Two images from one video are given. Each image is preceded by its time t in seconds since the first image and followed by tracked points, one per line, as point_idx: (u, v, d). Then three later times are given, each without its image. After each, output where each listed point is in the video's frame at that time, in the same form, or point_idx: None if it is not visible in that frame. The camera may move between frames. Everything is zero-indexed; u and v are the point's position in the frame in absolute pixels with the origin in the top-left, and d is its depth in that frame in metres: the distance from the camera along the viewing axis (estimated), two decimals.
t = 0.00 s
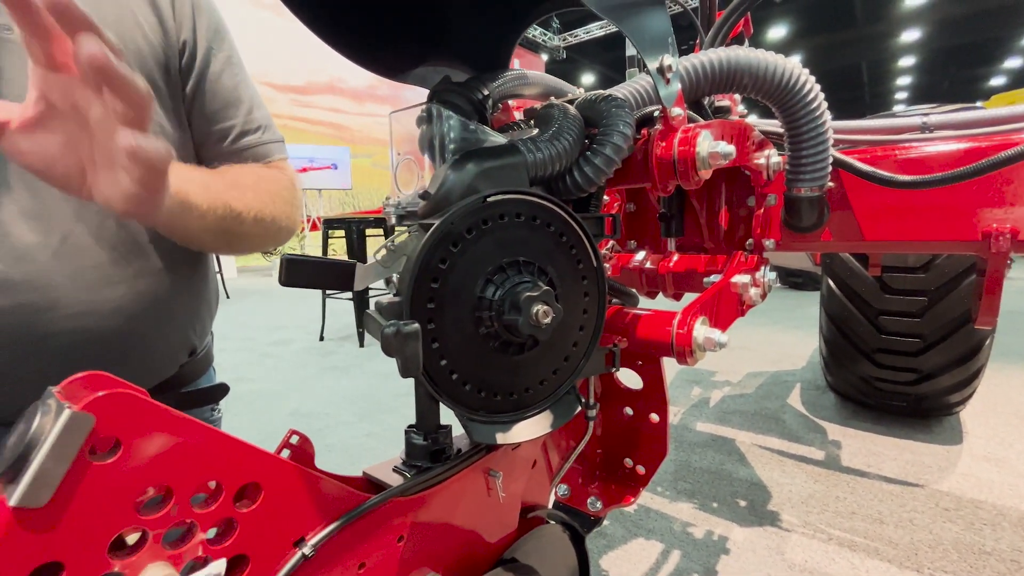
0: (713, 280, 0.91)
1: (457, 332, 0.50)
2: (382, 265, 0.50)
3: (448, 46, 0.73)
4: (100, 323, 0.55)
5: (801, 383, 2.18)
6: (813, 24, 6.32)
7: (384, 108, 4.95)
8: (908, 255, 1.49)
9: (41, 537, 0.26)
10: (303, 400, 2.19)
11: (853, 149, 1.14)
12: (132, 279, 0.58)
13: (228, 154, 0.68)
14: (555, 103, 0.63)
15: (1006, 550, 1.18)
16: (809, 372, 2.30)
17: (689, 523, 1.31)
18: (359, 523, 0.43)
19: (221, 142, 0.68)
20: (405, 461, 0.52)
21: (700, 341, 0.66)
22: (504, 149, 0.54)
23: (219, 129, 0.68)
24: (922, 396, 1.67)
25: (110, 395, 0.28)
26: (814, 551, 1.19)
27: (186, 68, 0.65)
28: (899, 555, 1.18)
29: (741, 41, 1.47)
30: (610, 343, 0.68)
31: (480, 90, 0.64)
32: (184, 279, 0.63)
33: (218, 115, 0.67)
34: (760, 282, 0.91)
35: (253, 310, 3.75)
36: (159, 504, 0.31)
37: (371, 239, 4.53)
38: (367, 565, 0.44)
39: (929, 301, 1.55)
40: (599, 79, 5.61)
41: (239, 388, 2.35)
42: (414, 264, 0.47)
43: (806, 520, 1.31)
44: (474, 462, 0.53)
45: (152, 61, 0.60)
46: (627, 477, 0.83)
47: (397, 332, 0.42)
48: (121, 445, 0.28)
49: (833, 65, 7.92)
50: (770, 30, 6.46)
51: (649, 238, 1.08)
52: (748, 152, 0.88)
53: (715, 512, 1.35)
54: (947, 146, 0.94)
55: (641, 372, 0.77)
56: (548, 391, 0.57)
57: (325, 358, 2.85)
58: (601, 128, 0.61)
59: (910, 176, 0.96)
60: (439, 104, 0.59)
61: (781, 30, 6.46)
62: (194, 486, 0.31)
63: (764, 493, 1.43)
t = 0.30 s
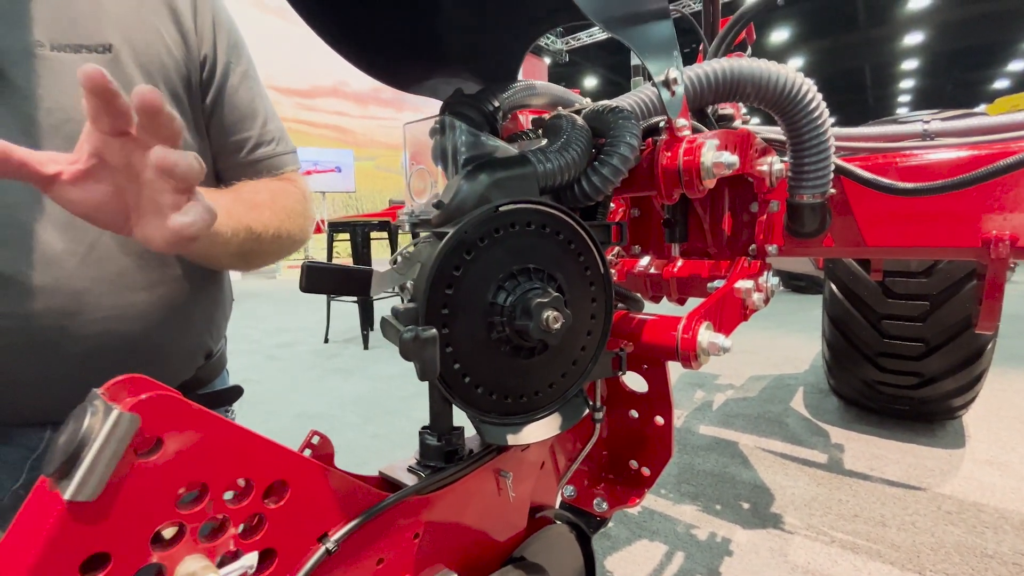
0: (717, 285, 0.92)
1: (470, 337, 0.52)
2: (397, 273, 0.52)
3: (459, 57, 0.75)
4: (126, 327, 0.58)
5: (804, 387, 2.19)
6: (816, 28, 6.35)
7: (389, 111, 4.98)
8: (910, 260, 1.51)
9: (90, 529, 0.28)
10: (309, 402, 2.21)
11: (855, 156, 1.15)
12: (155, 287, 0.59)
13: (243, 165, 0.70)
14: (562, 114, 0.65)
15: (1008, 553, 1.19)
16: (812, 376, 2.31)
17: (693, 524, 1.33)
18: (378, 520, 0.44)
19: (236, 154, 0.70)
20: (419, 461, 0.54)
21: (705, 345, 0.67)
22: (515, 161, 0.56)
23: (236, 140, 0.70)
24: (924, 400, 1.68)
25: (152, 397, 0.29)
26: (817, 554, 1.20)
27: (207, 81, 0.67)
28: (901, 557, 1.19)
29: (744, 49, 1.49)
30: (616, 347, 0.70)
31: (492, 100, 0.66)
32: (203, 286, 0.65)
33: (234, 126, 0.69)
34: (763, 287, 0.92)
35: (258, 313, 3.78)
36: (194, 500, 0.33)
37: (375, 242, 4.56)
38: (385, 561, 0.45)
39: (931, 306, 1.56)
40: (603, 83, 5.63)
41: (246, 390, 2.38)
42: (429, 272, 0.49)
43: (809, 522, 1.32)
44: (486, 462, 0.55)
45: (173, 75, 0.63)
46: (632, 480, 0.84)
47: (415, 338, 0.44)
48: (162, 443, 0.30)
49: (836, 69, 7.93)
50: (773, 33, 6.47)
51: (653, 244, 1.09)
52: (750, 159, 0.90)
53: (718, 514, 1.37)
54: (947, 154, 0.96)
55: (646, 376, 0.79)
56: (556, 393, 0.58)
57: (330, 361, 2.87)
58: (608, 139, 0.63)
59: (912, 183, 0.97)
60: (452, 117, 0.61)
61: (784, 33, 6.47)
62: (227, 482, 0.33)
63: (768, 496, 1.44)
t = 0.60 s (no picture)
0: (719, 287, 0.95)
1: (483, 336, 0.54)
2: (413, 274, 0.54)
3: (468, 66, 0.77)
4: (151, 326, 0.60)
5: (805, 388, 2.21)
6: (817, 32, 6.38)
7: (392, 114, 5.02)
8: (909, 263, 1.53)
9: (143, 508, 0.30)
10: (315, 403, 2.24)
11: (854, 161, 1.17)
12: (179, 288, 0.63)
13: (266, 169, 0.76)
14: (569, 122, 0.68)
15: (1006, 552, 1.20)
16: (814, 378, 2.32)
17: (695, 524, 1.35)
18: (398, 508, 0.47)
19: (261, 161, 0.75)
20: (435, 455, 0.57)
21: (708, 345, 0.69)
22: (525, 168, 0.58)
23: (260, 148, 0.75)
24: (924, 402, 1.70)
25: (198, 388, 0.32)
26: (818, 552, 1.22)
27: (231, 92, 0.71)
28: (901, 556, 1.21)
29: (745, 55, 1.52)
30: (621, 347, 0.73)
31: (502, 109, 0.68)
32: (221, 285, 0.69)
33: (259, 135, 0.74)
34: (764, 289, 0.94)
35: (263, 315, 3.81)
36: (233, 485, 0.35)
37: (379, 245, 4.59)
38: (404, 548, 0.48)
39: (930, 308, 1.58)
40: (604, 86, 5.67)
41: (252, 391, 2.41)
42: (445, 274, 0.51)
43: (810, 522, 1.34)
44: (497, 457, 0.58)
45: (197, 85, 0.66)
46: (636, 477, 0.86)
47: (433, 336, 0.46)
48: (206, 431, 0.33)
49: (837, 72, 7.97)
50: (774, 37, 6.50)
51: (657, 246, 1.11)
52: (751, 165, 0.93)
53: (720, 513, 1.39)
54: (945, 160, 0.98)
55: (650, 376, 0.81)
56: (564, 391, 0.61)
57: (335, 362, 2.90)
58: (614, 147, 0.65)
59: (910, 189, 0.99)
60: (463, 126, 0.63)
61: (785, 37, 6.50)
62: (263, 469, 0.36)
63: (769, 496, 1.46)
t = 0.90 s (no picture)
0: (722, 288, 0.97)
1: (495, 335, 0.57)
2: (429, 276, 0.56)
3: (477, 73, 0.79)
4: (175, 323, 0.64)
5: (808, 390, 2.22)
6: (818, 35, 6.41)
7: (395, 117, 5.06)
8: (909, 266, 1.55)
9: (188, 491, 0.33)
10: (321, 403, 2.26)
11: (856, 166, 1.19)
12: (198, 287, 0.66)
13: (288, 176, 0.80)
14: (577, 129, 0.70)
15: (1006, 552, 1.22)
16: (816, 380, 2.34)
17: (698, 523, 1.36)
18: (415, 499, 0.49)
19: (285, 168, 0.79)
20: (448, 449, 0.59)
21: (710, 345, 0.72)
22: (536, 174, 0.61)
23: (282, 156, 0.79)
24: (926, 404, 1.71)
25: (237, 380, 0.34)
26: (819, 551, 1.24)
27: (251, 104, 0.75)
28: (901, 555, 1.22)
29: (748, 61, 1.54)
30: (627, 346, 0.75)
31: (512, 116, 0.71)
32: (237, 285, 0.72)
33: (281, 143, 0.78)
34: (766, 292, 0.98)
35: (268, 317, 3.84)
36: (265, 472, 0.37)
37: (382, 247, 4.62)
38: (421, 537, 0.50)
39: (931, 311, 1.60)
40: (606, 89, 5.70)
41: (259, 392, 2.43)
42: (460, 275, 0.54)
43: (812, 521, 1.36)
44: (509, 451, 0.60)
45: (218, 95, 0.69)
46: (641, 474, 0.87)
47: (451, 334, 0.49)
48: (243, 421, 0.35)
49: (839, 75, 7.99)
50: (776, 40, 6.52)
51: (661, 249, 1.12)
52: (753, 169, 0.95)
53: (723, 513, 1.40)
54: (947, 165, 0.99)
55: (655, 375, 0.83)
56: (573, 388, 0.63)
57: (340, 363, 2.93)
58: (621, 152, 0.68)
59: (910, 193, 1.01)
60: (474, 132, 0.65)
61: (787, 40, 6.53)
62: (293, 457, 0.38)
63: (772, 496, 1.48)
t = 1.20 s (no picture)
0: (724, 288, 0.99)
1: (506, 331, 0.59)
2: (441, 274, 0.58)
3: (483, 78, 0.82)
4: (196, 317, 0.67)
5: (809, 391, 2.24)
6: (818, 38, 6.44)
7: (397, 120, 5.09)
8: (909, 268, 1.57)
9: (223, 473, 0.34)
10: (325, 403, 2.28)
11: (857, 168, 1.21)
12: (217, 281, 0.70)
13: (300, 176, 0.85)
14: (583, 131, 0.72)
15: (1006, 550, 1.23)
16: (817, 381, 2.35)
17: (701, 520, 1.38)
18: (430, 488, 0.51)
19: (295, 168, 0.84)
20: (460, 441, 0.61)
21: (714, 343, 0.73)
22: (545, 175, 0.62)
23: (299, 157, 0.84)
24: (926, 404, 1.72)
25: (266, 369, 0.36)
26: (822, 549, 1.25)
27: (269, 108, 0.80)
28: (902, 552, 1.24)
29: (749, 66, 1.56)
30: (632, 343, 0.77)
31: (521, 119, 0.73)
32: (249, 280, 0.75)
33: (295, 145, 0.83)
34: (768, 292, 0.99)
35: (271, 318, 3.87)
36: (292, 457, 0.39)
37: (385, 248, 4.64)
38: (435, 524, 0.51)
39: (931, 312, 1.61)
40: (607, 91, 5.73)
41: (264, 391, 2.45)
42: (472, 273, 0.56)
43: (813, 519, 1.37)
44: (518, 444, 0.62)
45: (235, 98, 0.72)
46: (645, 468, 0.89)
47: (465, 328, 0.51)
48: (273, 408, 0.37)
49: (839, 78, 8.02)
50: (777, 43, 6.55)
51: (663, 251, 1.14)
52: (755, 171, 0.97)
53: (725, 511, 1.42)
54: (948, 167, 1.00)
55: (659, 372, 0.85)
56: (580, 383, 0.65)
57: (343, 364, 2.95)
58: (627, 155, 0.70)
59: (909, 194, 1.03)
60: (484, 135, 0.67)
61: (787, 43, 6.55)
62: (318, 445, 0.40)
63: (773, 494, 1.49)
